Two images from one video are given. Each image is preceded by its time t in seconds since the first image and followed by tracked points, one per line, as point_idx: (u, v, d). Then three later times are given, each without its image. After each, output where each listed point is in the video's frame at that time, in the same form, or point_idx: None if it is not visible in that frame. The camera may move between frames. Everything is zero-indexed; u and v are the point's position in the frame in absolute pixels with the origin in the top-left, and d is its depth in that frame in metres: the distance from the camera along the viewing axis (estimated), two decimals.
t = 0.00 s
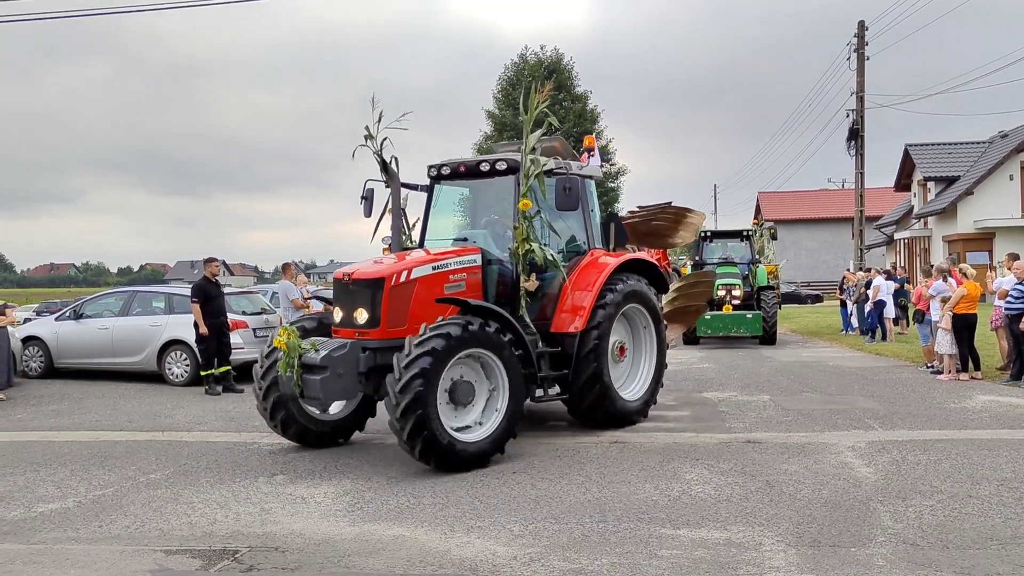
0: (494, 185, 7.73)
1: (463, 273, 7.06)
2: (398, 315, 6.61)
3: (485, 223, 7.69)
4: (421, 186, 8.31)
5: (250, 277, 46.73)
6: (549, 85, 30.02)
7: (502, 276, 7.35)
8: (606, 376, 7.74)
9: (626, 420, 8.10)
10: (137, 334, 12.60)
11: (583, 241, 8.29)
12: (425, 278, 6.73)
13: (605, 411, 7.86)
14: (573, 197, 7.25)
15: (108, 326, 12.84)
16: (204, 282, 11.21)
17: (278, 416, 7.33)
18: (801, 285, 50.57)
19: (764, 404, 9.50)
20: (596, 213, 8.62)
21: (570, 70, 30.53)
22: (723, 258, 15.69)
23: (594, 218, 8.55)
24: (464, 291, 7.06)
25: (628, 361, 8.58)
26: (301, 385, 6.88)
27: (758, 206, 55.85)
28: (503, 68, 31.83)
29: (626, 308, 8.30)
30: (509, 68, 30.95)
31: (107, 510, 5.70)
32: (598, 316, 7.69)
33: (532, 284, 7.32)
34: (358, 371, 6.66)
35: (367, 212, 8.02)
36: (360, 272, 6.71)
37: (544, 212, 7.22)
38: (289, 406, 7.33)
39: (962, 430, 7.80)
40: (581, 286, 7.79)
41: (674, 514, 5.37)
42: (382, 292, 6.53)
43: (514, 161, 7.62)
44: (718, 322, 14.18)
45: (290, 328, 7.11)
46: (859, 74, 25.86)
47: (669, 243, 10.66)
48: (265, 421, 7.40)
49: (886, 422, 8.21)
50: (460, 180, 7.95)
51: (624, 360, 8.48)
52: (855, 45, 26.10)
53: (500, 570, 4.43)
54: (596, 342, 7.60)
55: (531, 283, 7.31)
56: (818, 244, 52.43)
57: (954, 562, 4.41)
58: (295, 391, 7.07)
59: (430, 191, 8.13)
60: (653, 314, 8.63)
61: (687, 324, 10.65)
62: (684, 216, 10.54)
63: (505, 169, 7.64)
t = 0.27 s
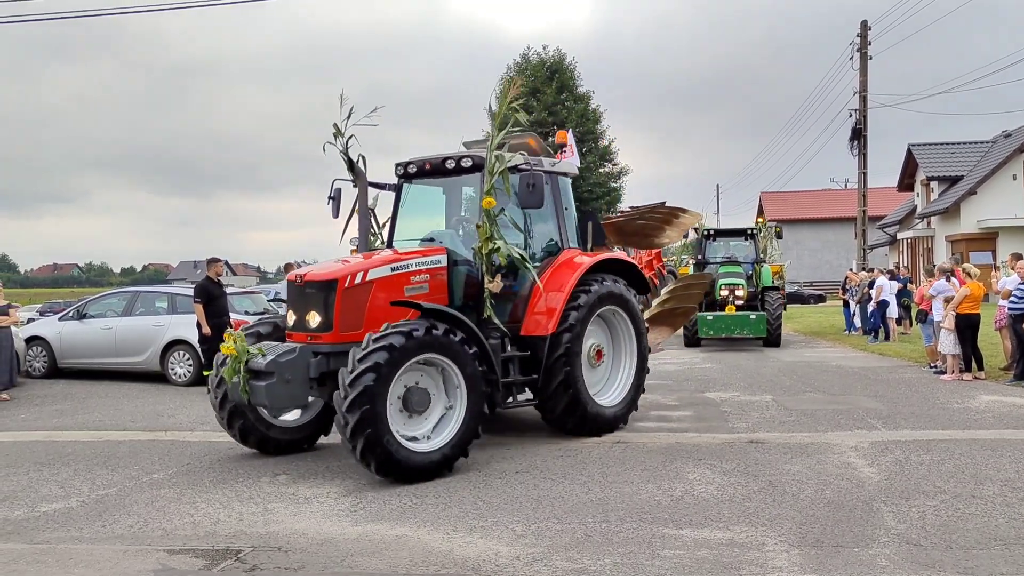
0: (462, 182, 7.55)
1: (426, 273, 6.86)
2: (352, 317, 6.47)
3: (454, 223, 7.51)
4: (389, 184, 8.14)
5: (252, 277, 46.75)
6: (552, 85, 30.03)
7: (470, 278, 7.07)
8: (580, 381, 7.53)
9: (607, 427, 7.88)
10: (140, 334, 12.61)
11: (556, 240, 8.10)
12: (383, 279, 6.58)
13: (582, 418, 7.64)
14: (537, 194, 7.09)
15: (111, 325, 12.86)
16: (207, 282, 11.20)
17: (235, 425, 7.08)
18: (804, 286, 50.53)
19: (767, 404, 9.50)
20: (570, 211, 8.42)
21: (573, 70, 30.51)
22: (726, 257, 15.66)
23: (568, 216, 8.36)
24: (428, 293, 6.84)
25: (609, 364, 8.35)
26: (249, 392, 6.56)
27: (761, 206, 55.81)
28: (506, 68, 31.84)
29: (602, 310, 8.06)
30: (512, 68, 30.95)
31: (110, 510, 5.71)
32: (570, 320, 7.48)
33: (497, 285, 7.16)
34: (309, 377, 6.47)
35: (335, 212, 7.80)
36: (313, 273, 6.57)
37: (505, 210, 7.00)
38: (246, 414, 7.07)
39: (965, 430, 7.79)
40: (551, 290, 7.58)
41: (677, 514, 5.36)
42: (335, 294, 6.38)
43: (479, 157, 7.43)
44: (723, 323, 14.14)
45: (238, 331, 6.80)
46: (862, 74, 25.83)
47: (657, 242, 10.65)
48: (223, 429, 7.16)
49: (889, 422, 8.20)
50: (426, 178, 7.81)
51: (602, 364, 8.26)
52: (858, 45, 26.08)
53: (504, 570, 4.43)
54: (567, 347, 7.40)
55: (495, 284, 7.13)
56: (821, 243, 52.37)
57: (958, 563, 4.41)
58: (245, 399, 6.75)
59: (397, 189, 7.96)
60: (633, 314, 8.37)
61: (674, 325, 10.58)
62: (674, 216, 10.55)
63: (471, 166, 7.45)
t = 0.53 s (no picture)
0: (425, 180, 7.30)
1: (382, 274, 6.69)
2: (299, 321, 6.31)
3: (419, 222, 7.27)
4: (352, 181, 7.94)
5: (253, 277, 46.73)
6: (554, 85, 30.04)
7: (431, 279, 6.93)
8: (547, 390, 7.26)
9: (578, 436, 7.60)
10: (142, 334, 12.62)
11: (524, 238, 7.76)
12: (332, 281, 6.40)
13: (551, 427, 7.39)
14: (495, 192, 6.73)
15: (113, 325, 12.86)
16: (208, 283, 11.19)
17: (186, 438, 6.84)
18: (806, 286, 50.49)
19: (769, 404, 9.49)
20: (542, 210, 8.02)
21: (575, 69, 30.50)
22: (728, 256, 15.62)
23: (539, 215, 7.97)
24: (384, 295, 6.67)
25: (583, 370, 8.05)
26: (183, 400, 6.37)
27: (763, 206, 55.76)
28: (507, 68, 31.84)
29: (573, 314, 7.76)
30: (514, 68, 30.94)
31: (112, 510, 5.71)
32: (534, 326, 7.21)
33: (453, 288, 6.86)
34: (248, 382, 6.35)
35: (297, 210, 7.74)
36: (259, 274, 6.39)
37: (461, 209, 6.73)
38: (197, 426, 6.83)
39: (967, 430, 7.79)
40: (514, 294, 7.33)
41: (679, 514, 5.36)
42: (280, 295, 6.21)
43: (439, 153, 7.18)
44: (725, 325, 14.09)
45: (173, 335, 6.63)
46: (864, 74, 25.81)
47: (640, 241, 10.64)
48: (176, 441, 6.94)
49: (891, 422, 8.20)
50: (387, 175, 7.55)
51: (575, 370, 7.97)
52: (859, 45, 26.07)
53: (505, 569, 4.43)
54: (531, 355, 7.14)
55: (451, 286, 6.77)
56: (822, 243, 52.34)
57: (960, 563, 4.41)
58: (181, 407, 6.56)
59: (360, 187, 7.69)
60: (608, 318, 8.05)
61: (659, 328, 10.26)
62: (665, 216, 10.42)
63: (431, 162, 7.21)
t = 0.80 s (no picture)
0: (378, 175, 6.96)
1: (326, 274, 6.41)
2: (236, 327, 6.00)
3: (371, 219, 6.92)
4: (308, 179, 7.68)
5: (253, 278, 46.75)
6: (554, 85, 30.06)
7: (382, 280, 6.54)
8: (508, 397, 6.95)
9: (545, 443, 7.32)
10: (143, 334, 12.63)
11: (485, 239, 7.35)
12: (270, 284, 6.11)
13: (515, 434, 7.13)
14: (443, 186, 6.33)
15: (114, 325, 12.87)
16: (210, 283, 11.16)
17: (133, 451, 6.54)
18: (806, 286, 50.48)
19: (769, 404, 9.51)
20: (504, 206, 7.64)
21: (575, 70, 30.50)
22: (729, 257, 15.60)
23: (500, 212, 7.58)
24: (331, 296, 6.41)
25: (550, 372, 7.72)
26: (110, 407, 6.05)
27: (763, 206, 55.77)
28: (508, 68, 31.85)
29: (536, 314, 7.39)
30: (514, 68, 30.96)
31: (113, 510, 5.71)
32: (492, 330, 6.86)
33: (402, 288, 6.37)
34: (180, 390, 5.96)
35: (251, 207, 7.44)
36: (192, 279, 6.06)
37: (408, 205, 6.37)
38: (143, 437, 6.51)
39: (968, 430, 7.79)
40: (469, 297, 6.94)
41: (680, 514, 5.37)
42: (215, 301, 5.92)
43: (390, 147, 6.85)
44: (725, 327, 14.07)
45: (98, 341, 6.33)
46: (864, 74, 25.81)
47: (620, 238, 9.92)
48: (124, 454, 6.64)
49: (891, 422, 8.21)
50: (340, 171, 7.22)
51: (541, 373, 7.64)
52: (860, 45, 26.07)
53: (506, 569, 4.44)
54: (489, 363, 6.78)
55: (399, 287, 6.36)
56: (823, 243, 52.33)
57: (961, 563, 4.41)
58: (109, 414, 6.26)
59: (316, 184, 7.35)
60: (575, 315, 7.67)
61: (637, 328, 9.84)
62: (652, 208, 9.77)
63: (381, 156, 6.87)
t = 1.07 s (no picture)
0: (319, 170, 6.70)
1: (263, 277, 6.09)
2: (155, 331, 5.67)
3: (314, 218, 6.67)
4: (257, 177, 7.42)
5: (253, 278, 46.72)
6: (554, 85, 30.08)
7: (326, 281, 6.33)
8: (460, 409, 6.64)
9: (505, 452, 7.04)
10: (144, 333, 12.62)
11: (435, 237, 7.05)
12: (196, 287, 5.78)
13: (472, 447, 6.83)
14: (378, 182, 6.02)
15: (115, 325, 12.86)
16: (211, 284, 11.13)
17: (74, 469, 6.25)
18: (806, 286, 50.51)
19: (769, 404, 9.51)
20: (458, 202, 7.34)
21: (575, 70, 30.49)
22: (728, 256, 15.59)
23: (453, 208, 7.27)
24: (268, 298, 6.10)
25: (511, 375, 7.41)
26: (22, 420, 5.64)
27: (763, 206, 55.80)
28: (508, 68, 31.84)
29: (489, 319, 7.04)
30: (514, 68, 30.97)
31: (113, 510, 5.72)
32: (438, 340, 6.52)
33: (339, 290, 6.10)
34: (97, 400, 5.57)
35: (199, 207, 7.17)
36: (110, 281, 5.76)
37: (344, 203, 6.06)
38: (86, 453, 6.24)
39: (968, 431, 7.79)
40: (412, 304, 6.61)
41: (679, 514, 5.37)
42: (134, 302, 5.60)
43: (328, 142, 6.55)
44: (724, 328, 14.03)
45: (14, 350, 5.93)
46: (864, 74, 25.82)
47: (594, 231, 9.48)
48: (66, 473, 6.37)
49: (891, 423, 8.21)
50: (286, 168, 6.93)
51: (500, 379, 7.31)
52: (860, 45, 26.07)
53: (505, 570, 4.44)
54: (437, 374, 6.47)
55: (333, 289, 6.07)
56: (823, 243, 52.33)
57: (960, 563, 4.41)
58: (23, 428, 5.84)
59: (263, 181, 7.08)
60: (532, 312, 7.30)
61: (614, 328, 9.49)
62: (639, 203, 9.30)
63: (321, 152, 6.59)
